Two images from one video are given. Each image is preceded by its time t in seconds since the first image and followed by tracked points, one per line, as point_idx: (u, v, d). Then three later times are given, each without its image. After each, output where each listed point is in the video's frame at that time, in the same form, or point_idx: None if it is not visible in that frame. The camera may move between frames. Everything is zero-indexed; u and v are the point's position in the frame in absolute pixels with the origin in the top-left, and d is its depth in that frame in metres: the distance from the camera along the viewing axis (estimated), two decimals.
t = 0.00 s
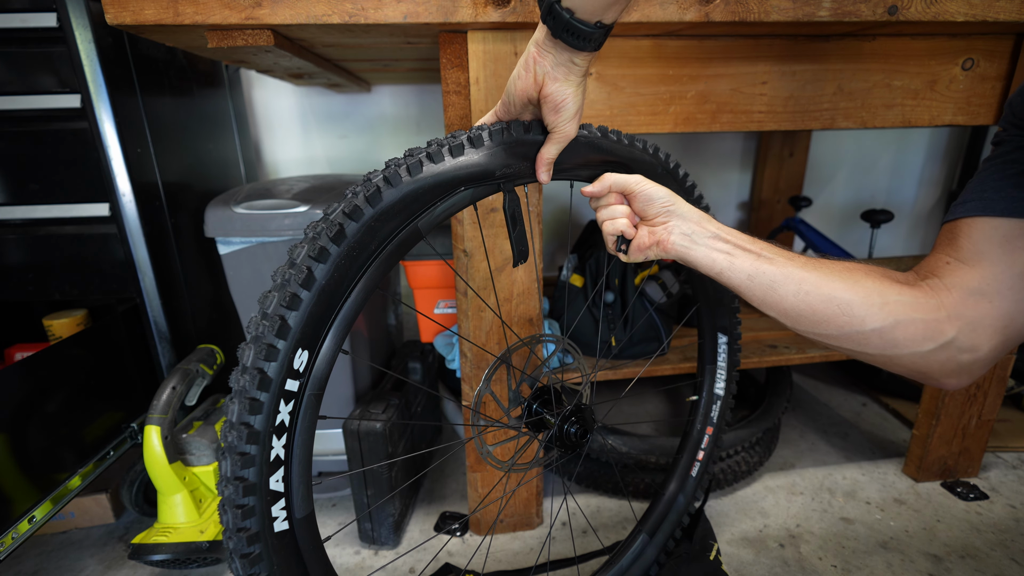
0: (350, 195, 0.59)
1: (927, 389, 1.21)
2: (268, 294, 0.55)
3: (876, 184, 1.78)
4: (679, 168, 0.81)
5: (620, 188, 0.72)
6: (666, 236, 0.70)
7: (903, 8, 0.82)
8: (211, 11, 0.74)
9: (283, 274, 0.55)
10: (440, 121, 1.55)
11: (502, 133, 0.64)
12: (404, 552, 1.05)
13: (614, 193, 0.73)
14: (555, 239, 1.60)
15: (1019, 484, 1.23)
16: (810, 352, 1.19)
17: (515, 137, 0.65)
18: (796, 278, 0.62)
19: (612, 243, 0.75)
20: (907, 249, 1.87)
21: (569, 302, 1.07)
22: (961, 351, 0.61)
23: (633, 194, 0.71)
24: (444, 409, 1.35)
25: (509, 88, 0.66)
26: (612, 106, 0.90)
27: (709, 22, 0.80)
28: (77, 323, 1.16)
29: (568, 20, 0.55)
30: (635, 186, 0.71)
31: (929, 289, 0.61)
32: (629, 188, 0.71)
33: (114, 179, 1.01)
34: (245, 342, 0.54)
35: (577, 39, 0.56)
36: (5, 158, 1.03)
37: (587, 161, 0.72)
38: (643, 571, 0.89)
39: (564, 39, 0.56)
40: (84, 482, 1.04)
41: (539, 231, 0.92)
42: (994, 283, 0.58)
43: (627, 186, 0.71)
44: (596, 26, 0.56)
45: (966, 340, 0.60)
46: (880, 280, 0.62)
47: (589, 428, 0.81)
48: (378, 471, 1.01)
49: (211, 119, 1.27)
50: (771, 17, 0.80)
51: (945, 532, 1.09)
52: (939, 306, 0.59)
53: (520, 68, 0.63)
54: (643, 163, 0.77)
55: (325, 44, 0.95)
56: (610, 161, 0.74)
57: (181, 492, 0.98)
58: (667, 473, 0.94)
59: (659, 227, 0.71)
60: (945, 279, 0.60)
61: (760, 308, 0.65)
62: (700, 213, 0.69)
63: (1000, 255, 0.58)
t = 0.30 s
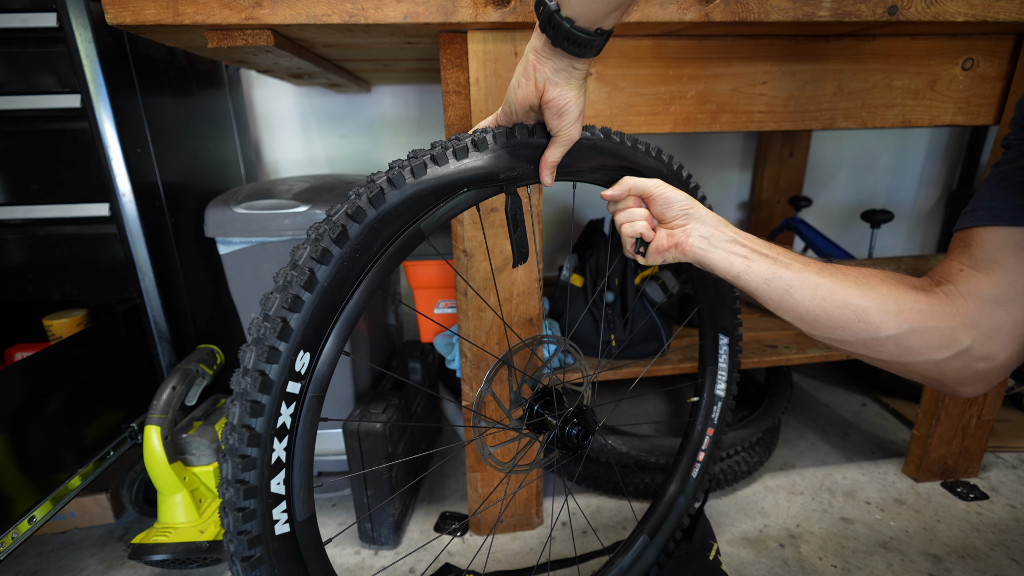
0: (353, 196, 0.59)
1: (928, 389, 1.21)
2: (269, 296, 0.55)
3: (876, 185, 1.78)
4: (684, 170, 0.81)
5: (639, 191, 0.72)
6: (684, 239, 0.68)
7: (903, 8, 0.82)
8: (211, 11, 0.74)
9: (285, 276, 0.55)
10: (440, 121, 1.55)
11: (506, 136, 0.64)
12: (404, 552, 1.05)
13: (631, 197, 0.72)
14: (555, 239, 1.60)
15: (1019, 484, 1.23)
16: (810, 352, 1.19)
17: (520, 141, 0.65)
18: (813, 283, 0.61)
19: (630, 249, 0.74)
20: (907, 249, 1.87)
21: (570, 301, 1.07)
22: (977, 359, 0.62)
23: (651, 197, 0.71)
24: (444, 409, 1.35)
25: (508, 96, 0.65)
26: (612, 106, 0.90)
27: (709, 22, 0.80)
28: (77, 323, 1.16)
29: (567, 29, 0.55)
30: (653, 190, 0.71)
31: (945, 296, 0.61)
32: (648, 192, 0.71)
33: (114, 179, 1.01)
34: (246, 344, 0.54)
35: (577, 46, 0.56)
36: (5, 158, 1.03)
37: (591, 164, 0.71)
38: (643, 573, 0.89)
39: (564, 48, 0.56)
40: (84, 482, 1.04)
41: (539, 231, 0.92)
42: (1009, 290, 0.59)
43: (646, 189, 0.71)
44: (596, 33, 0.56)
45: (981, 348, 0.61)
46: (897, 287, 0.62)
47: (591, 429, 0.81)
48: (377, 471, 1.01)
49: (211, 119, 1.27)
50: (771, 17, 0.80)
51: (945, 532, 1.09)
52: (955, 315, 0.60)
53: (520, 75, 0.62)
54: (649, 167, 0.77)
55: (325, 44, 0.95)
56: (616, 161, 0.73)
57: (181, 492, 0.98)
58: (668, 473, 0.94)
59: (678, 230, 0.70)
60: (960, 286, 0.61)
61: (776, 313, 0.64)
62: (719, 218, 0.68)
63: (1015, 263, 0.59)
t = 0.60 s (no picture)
0: (362, 193, 0.59)
1: (928, 389, 1.21)
2: (277, 291, 0.55)
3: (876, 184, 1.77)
4: (692, 174, 0.81)
5: (659, 193, 0.74)
6: (703, 237, 0.69)
7: (903, 8, 0.82)
8: (211, 11, 0.74)
9: (293, 272, 0.55)
10: (440, 121, 1.55)
11: (516, 136, 0.64)
12: (404, 552, 1.05)
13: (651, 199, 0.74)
14: (555, 239, 1.60)
15: (1019, 484, 1.23)
16: (810, 352, 1.19)
17: (529, 141, 0.65)
18: (830, 288, 0.61)
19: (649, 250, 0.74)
20: (907, 249, 1.87)
21: (570, 302, 1.07)
22: (994, 365, 0.62)
23: (671, 198, 0.73)
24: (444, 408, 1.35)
25: (514, 98, 0.65)
26: (612, 106, 0.90)
27: (709, 22, 0.80)
28: (77, 323, 1.16)
29: (572, 34, 0.55)
30: (673, 192, 0.73)
31: (962, 301, 0.61)
32: (668, 193, 0.73)
33: (114, 179, 1.01)
34: (254, 339, 0.54)
35: (581, 51, 0.56)
36: (5, 158, 1.03)
37: (597, 165, 0.71)
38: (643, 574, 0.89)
39: (568, 52, 0.57)
40: (84, 482, 1.04)
41: (540, 231, 0.92)
42: None
43: (666, 191, 0.73)
44: (600, 37, 0.56)
45: (999, 355, 0.61)
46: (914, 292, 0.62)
47: (595, 430, 0.81)
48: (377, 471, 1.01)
49: (211, 119, 1.27)
50: (771, 17, 0.80)
51: (945, 532, 1.09)
52: (971, 321, 0.60)
53: (524, 79, 0.62)
54: (657, 171, 0.77)
55: (325, 44, 0.95)
56: (621, 162, 0.73)
57: (181, 492, 0.98)
58: (670, 476, 0.94)
59: (698, 230, 0.70)
60: (975, 291, 0.61)
61: (793, 316, 0.64)
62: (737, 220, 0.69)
63: None
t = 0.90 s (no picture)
0: (346, 201, 0.58)
1: (928, 389, 1.21)
2: (262, 302, 0.55)
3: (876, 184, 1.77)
4: (681, 173, 0.79)
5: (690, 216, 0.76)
6: (734, 247, 0.69)
7: (903, 8, 0.82)
8: (211, 11, 0.74)
9: (277, 281, 0.55)
10: (440, 121, 1.55)
11: (503, 140, 0.64)
12: (404, 552, 1.05)
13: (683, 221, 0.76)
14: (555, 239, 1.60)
15: (1019, 484, 1.23)
16: (810, 352, 1.19)
17: (516, 145, 0.64)
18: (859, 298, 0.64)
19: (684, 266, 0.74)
20: (907, 249, 1.87)
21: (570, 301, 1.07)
22: None
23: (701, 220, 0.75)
24: (444, 409, 1.35)
25: (503, 102, 0.64)
26: (612, 106, 0.90)
27: (709, 22, 0.80)
28: (77, 323, 1.16)
29: (564, 37, 0.55)
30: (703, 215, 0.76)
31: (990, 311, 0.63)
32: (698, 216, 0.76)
33: (114, 179, 1.01)
34: (238, 350, 0.54)
35: (573, 54, 0.56)
36: (5, 158, 1.03)
37: (586, 169, 0.70)
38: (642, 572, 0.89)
39: (561, 56, 0.57)
40: (84, 482, 1.04)
41: (539, 231, 0.92)
42: None
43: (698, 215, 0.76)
44: (592, 40, 0.56)
45: None
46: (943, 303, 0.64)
47: (588, 430, 0.80)
48: (378, 471, 1.01)
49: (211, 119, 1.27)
50: (771, 17, 0.80)
51: (945, 532, 1.09)
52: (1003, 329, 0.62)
53: (514, 83, 0.62)
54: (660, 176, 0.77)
55: (325, 44, 0.95)
56: (612, 165, 0.71)
57: (181, 492, 0.98)
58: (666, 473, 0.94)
59: (728, 242, 0.71)
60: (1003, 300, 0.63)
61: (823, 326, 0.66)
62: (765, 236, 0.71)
63: None
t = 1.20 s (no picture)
0: (308, 223, 0.57)
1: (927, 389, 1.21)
2: (225, 335, 0.53)
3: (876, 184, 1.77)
4: (663, 166, 0.79)
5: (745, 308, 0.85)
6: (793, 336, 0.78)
7: (903, 8, 0.82)
8: (211, 11, 0.74)
9: (241, 312, 0.53)
10: (440, 121, 1.55)
11: (473, 143, 0.63)
12: (404, 552, 1.05)
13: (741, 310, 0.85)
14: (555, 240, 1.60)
15: (1019, 484, 1.23)
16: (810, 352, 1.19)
17: (487, 148, 0.64)
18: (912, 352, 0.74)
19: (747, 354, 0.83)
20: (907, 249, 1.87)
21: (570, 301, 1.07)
22: None
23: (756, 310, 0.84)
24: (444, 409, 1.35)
25: (477, 97, 0.62)
26: (612, 106, 0.90)
27: (708, 22, 0.80)
28: (77, 323, 1.16)
29: (542, 25, 0.53)
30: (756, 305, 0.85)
31: None
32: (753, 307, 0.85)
33: (114, 179, 1.01)
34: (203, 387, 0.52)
35: (551, 42, 0.54)
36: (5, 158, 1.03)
37: (564, 168, 0.70)
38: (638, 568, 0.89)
39: (539, 44, 0.55)
40: (84, 482, 1.04)
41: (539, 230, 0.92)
42: None
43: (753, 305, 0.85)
44: (573, 28, 0.54)
45: None
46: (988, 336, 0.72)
47: (580, 437, 0.80)
48: (377, 470, 1.01)
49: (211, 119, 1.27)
50: (771, 17, 0.80)
51: (945, 532, 1.09)
52: None
53: (489, 75, 0.60)
54: (651, 180, 0.77)
55: (325, 45, 0.95)
56: (592, 163, 0.71)
57: (181, 492, 0.98)
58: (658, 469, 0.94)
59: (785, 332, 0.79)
60: None
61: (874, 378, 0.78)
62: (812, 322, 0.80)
63: None
